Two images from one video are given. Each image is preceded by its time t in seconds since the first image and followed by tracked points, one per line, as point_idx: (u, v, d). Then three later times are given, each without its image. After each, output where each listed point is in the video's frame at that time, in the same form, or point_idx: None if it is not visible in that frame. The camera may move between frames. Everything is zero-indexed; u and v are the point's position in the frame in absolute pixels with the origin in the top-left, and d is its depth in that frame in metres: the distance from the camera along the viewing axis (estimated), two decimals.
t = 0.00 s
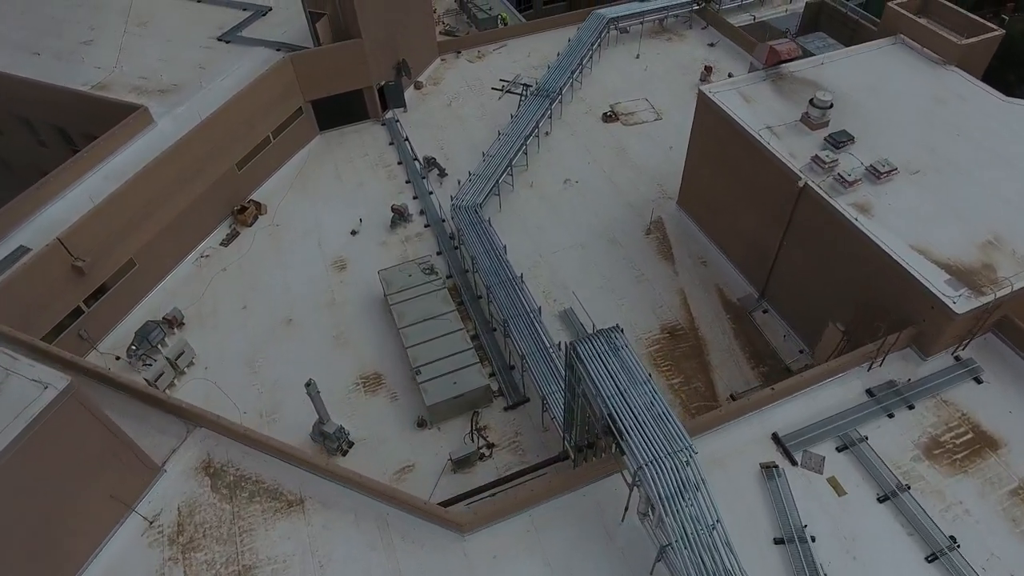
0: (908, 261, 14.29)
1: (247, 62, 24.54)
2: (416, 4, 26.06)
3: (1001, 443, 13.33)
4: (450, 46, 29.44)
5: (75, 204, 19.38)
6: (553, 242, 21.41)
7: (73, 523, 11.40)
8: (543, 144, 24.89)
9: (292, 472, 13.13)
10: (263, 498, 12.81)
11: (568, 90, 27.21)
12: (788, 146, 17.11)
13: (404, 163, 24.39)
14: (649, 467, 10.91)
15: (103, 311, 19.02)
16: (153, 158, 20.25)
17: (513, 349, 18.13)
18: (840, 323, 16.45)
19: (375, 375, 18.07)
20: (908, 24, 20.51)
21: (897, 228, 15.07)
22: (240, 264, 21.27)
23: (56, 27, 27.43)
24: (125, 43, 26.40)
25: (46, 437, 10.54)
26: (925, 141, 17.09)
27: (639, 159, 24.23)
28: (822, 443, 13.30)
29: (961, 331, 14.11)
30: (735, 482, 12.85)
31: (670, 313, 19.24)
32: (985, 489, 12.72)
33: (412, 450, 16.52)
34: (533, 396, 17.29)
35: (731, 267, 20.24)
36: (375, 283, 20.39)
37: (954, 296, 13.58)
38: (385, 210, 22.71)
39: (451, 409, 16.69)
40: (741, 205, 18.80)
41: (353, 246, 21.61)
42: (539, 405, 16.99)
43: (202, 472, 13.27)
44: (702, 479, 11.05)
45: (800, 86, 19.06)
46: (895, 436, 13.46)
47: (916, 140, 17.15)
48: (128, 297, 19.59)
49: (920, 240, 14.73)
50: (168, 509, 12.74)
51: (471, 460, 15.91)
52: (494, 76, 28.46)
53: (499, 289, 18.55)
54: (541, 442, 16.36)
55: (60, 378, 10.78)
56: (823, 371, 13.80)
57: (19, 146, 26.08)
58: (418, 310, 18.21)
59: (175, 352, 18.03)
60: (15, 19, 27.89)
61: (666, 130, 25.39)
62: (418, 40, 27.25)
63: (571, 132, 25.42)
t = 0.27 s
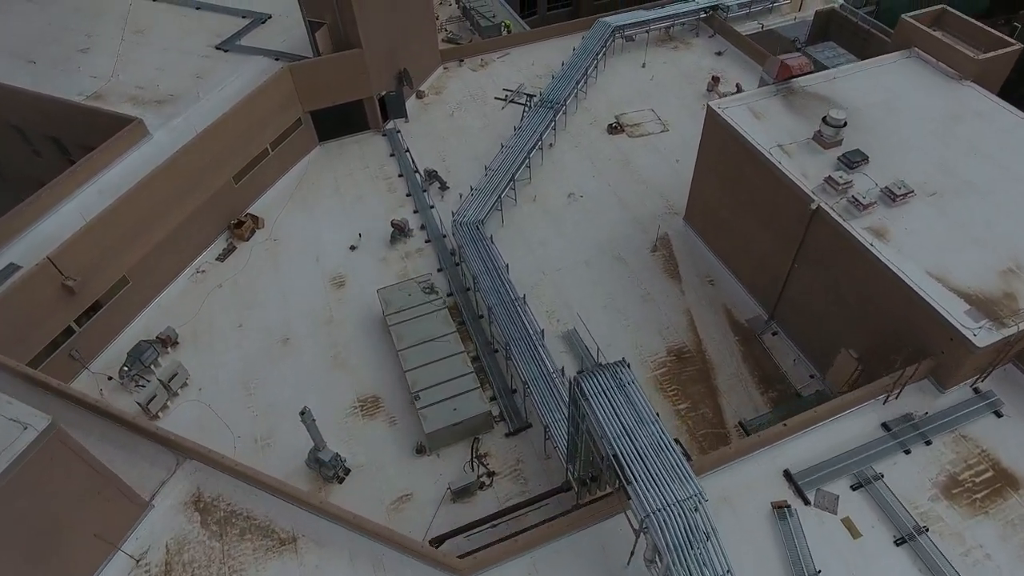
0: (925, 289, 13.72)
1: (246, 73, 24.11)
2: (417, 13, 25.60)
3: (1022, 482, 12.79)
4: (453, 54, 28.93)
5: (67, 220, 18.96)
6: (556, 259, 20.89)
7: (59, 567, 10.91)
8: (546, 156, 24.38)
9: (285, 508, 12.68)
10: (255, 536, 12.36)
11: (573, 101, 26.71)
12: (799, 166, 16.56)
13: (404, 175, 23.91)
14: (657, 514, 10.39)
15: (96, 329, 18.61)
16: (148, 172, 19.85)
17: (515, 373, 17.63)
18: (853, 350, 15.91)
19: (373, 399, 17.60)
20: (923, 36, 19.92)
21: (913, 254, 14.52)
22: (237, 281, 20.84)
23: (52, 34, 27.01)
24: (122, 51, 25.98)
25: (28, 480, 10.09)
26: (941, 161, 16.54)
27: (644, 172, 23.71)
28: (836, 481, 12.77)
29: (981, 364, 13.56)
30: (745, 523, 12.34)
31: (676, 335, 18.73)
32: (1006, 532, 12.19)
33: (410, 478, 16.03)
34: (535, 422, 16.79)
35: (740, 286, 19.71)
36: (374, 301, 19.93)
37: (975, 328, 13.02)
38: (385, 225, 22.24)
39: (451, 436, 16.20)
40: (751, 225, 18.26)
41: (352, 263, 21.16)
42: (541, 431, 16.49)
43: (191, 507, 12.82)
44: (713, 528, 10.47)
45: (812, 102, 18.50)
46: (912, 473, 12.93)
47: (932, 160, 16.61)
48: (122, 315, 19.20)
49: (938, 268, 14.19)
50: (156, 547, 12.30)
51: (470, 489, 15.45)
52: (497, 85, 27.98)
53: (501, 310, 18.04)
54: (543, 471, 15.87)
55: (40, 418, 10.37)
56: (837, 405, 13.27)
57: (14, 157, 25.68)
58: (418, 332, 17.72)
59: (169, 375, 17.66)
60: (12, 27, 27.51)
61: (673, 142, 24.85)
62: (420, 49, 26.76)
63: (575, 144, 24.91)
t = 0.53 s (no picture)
0: (944, 319, 13.20)
1: (244, 83, 23.70)
2: (418, 21, 25.20)
3: None
4: (455, 62, 28.44)
5: (59, 236, 18.55)
6: (559, 276, 20.37)
7: None
8: (550, 168, 23.87)
9: (277, 546, 12.24)
10: None
11: (577, 111, 26.22)
12: (811, 186, 16.02)
13: (405, 188, 23.42)
14: (665, 565, 9.91)
15: (88, 349, 18.19)
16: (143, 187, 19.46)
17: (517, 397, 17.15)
18: (867, 377, 15.39)
19: (371, 423, 17.12)
20: (937, 49, 19.34)
21: (931, 281, 13.98)
22: (233, 297, 20.40)
23: (49, 42, 26.66)
24: (119, 59, 25.59)
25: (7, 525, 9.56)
26: (960, 182, 15.96)
27: (650, 186, 23.17)
28: (851, 522, 12.25)
29: (1003, 398, 13.01)
30: (756, 566, 11.83)
31: (683, 357, 18.21)
32: None
33: (408, 507, 15.54)
34: (537, 449, 16.31)
35: (749, 307, 19.18)
36: (373, 320, 19.45)
37: (996, 362, 12.48)
38: (384, 240, 21.77)
39: (451, 464, 15.72)
40: (761, 245, 17.74)
41: (351, 279, 20.69)
42: (544, 459, 16.00)
43: (180, 544, 12.36)
44: None
45: (825, 117, 17.94)
46: (931, 513, 12.40)
47: (950, 180, 16.03)
48: (115, 333, 18.79)
49: (957, 296, 13.65)
50: None
51: (470, 520, 14.99)
52: (501, 94, 27.48)
53: (503, 332, 17.56)
54: (546, 501, 15.39)
55: (19, 460, 9.93)
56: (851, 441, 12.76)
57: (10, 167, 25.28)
58: (417, 354, 17.22)
59: (160, 398, 17.11)
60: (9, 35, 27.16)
61: (679, 155, 24.30)
62: (421, 58, 26.29)
63: (579, 156, 24.40)
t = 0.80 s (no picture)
0: (965, 352, 12.68)
1: (242, 94, 23.27)
2: (419, 31, 24.73)
3: None
4: (457, 71, 27.94)
5: (50, 253, 18.13)
6: (563, 294, 19.86)
7: None
8: (554, 181, 23.35)
9: None
10: None
11: (582, 122, 25.72)
12: (825, 207, 15.47)
13: (406, 201, 22.94)
14: None
15: (80, 369, 17.77)
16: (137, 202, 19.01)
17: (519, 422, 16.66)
18: (882, 407, 14.86)
19: (369, 448, 16.65)
20: (954, 64, 18.69)
21: (951, 310, 13.45)
22: (229, 315, 19.95)
23: (45, 50, 26.26)
24: (116, 67, 25.18)
25: None
26: (979, 204, 15.42)
27: (656, 199, 22.64)
28: (868, 565, 11.72)
29: None
30: None
31: (691, 381, 17.68)
32: None
33: (406, 538, 15.05)
34: (540, 477, 15.82)
35: (758, 328, 18.65)
36: (372, 340, 18.98)
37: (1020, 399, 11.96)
38: (384, 255, 21.29)
39: (450, 493, 15.23)
40: (771, 266, 17.21)
41: (350, 297, 20.22)
42: (547, 488, 15.51)
43: None
44: None
45: (839, 133, 17.35)
46: (951, 556, 11.86)
47: (968, 202, 15.48)
48: (107, 352, 18.38)
49: (978, 327, 13.14)
50: None
51: (471, 553, 14.50)
52: (504, 104, 26.98)
53: (506, 355, 17.08)
54: (548, 533, 14.92)
55: None
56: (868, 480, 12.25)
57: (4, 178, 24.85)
58: (417, 377, 16.73)
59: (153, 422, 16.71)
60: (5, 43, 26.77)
61: (686, 168, 23.77)
62: (423, 67, 25.80)
63: (584, 168, 23.89)
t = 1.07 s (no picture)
0: (987, 386, 12.15)
1: (238, 104, 22.80)
2: (419, 39, 24.25)
3: None
4: (459, 79, 27.44)
5: (40, 271, 17.64)
6: (567, 312, 19.34)
7: None
8: (557, 194, 22.82)
9: None
10: None
11: (586, 132, 25.22)
12: (838, 228, 14.94)
13: (405, 215, 22.44)
14: None
15: (69, 390, 17.29)
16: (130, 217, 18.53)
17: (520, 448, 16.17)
18: (897, 437, 14.36)
19: (366, 474, 16.16)
20: (970, 77, 18.11)
21: (971, 340, 12.92)
22: (223, 332, 19.46)
23: (39, 57, 25.80)
24: (110, 76, 24.70)
25: None
26: (998, 226, 14.85)
27: (662, 213, 22.07)
28: None
29: None
30: None
31: (697, 404, 17.16)
32: None
33: (404, 570, 14.57)
34: (542, 507, 15.34)
35: (767, 349, 18.13)
36: (370, 359, 18.49)
37: None
38: (383, 271, 20.81)
39: (450, 524, 14.75)
40: (781, 287, 16.69)
41: (348, 314, 19.73)
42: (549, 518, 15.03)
43: None
44: None
45: (852, 150, 16.80)
46: None
47: (988, 224, 14.92)
48: (98, 372, 17.92)
49: (999, 359, 12.61)
50: None
51: None
52: (506, 113, 26.45)
53: (507, 378, 16.61)
54: (550, 565, 14.44)
55: None
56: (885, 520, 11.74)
57: None
58: (416, 401, 16.24)
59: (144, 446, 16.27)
60: None
61: (692, 180, 23.22)
62: (423, 76, 25.29)
63: (588, 180, 23.36)
